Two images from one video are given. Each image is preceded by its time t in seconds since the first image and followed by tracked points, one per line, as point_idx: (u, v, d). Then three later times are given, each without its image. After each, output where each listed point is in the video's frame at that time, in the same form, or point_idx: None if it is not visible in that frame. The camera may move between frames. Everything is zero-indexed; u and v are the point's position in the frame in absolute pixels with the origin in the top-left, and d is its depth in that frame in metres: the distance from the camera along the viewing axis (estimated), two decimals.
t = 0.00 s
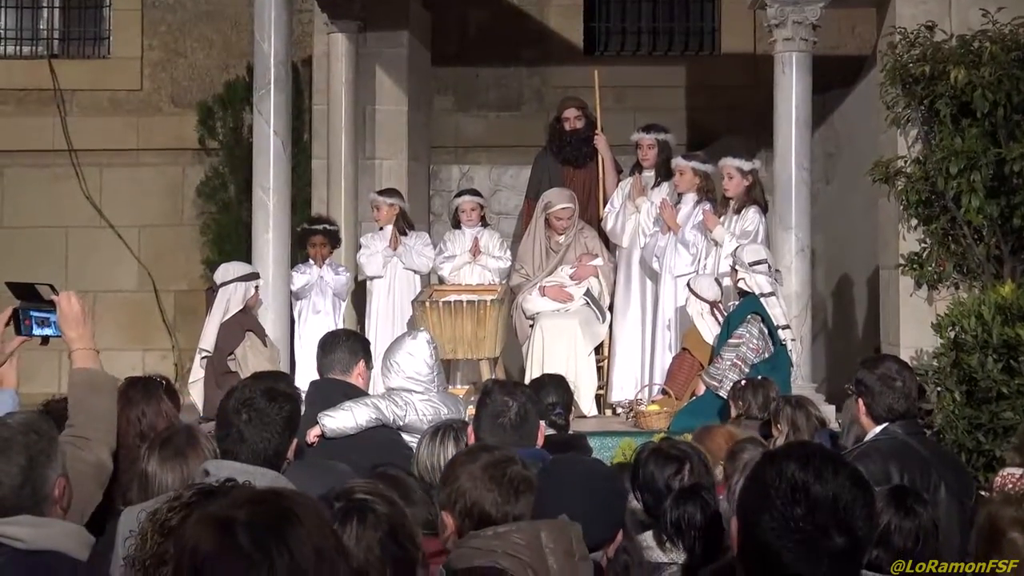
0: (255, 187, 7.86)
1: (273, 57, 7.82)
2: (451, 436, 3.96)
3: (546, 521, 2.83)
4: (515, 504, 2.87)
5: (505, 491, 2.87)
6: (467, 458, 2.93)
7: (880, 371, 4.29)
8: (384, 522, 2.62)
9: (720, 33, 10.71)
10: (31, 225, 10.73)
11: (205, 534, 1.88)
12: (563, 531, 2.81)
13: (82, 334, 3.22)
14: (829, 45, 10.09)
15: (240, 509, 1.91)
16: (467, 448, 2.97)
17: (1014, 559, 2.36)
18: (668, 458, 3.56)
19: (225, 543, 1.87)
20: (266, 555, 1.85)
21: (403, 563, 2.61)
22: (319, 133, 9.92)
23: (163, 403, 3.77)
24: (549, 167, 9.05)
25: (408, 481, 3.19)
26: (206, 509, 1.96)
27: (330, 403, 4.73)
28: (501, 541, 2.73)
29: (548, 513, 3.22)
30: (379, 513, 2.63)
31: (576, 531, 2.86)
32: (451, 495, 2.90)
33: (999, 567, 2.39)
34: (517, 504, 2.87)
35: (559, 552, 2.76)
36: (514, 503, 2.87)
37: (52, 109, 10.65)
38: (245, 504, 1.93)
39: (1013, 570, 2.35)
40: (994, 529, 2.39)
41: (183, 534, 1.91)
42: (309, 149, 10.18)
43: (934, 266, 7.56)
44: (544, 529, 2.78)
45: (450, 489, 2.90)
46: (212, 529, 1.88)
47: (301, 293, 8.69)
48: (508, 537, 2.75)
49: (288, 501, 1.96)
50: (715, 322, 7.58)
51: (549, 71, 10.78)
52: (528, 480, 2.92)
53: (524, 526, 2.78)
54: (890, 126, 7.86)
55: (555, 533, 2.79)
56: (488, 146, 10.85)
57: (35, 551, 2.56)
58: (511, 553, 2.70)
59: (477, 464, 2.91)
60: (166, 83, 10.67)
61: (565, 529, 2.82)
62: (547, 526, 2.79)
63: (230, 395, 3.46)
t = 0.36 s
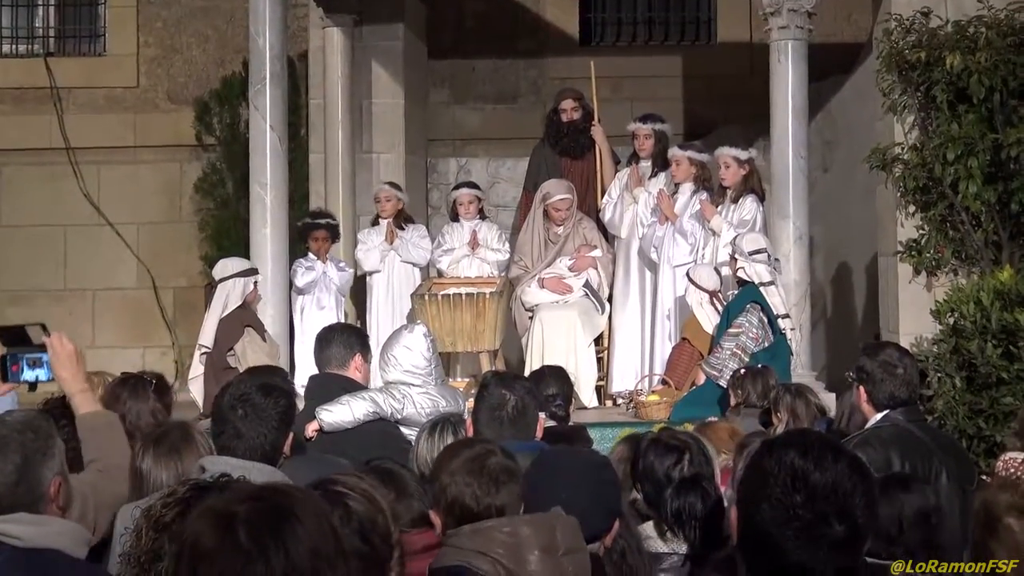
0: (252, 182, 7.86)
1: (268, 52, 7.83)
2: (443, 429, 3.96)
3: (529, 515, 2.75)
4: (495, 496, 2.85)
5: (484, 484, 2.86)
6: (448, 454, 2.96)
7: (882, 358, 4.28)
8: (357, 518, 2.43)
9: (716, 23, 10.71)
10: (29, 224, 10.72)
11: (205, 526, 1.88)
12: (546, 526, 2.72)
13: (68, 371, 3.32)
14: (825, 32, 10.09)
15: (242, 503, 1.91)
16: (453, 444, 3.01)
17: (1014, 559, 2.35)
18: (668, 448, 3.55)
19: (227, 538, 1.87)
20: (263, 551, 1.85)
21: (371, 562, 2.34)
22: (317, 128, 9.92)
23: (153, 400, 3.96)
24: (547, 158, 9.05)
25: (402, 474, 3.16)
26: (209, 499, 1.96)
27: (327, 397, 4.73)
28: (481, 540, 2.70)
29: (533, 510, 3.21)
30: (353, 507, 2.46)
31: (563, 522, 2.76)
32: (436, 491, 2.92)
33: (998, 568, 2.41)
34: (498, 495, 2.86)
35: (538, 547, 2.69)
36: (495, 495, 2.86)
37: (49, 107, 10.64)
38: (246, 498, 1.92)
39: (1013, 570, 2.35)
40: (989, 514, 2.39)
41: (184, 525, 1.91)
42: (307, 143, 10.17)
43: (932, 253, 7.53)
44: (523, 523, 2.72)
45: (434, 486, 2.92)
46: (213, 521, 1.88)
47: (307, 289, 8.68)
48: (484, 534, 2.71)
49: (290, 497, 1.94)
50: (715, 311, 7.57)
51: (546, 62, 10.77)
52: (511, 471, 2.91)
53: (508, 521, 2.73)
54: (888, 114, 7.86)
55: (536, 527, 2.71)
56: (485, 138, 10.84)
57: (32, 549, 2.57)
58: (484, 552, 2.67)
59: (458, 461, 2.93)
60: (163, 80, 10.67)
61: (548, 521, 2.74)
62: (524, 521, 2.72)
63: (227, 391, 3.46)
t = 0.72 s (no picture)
0: (252, 175, 7.85)
1: (269, 44, 7.82)
2: (441, 423, 3.97)
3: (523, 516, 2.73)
4: (496, 491, 2.85)
5: (485, 479, 2.86)
6: (451, 451, 2.96)
7: (883, 355, 4.28)
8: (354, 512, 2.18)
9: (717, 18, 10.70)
10: (27, 215, 10.71)
11: (223, 512, 1.81)
12: (539, 527, 2.69)
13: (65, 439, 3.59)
14: (826, 29, 10.07)
15: (263, 497, 1.82)
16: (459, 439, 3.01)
17: (1014, 559, 2.36)
18: (669, 445, 3.54)
19: (234, 533, 1.78)
20: (260, 548, 1.75)
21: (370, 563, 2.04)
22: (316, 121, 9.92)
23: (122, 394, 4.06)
24: (548, 153, 9.04)
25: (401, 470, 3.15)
26: (241, 488, 1.88)
27: (324, 391, 4.73)
28: (472, 537, 2.69)
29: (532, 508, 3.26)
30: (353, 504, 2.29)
31: (558, 523, 2.72)
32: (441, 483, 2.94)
33: (998, 568, 2.40)
34: (500, 491, 2.85)
35: (528, 550, 2.66)
36: (497, 490, 2.85)
37: (49, 98, 10.63)
38: (270, 493, 1.83)
39: (1013, 570, 2.36)
40: (987, 512, 2.39)
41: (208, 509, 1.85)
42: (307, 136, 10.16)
43: (932, 250, 7.55)
44: (515, 524, 2.70)
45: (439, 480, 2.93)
46: (231, 509, 1.81)
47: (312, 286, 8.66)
48: (476, 532, 2.70)
49: (309, 499, 1.82)
50: (715, 307, 7.56)
51: (546, 57, 10.76)
52: (515, 467, 2.91)
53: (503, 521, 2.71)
54: (888, 110, 7.86)
55: (530, 528, 2.69)
56: (486, 132, 10.83)
57: (28, 536, 2.63)
58: (473, 551, 2.65)
59: (461, 456, 2.93)
60: (163, 72, 10.66)
61: (541, 520, 2.71)
62: (514, 520, 2.70)
63: (224, 385, 3.46)
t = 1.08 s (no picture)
0: (251, 172, 7.85)
1: (268, 41, 7.81)
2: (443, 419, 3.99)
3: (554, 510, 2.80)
4: (525, 486, 2.83)
5: (516, 473, 2.84)
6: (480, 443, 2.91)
7: (883, 350, 4.28)
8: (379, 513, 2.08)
9: (716, 14, 10.70)
10: (27, 213, 10.71)
11: (247, 510, 1.82)
12: (572, 522, 2.78)
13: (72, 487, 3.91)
14: (826, 23, 10.06)
15: (286, 496, 1.83)
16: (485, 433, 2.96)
17: (1015, 559, 2.33)
18: (671, 440, 3.55)
19: (253, 535, 1.78)
20: (277, 548, 1.76)
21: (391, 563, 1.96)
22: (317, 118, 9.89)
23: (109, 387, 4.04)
24: (546, 149, 9.04)
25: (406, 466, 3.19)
26: (268, 485, 1.89)
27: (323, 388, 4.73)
28: (508, 530, 2.74)
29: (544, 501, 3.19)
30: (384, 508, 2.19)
31: (586, 519, 2.82)
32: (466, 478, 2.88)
33: (999, 568, 2.37)
34: (529, 486, 2.83)
35: (561, 544, 2.74)
36: (526, 485, 2.83)
37: (48, 95, 10.63)
38: (293, 493, 1.84)
39: (1013, 570, 2.32)
40: (985, 505, 2.40)
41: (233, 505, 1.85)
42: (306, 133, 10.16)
43: (932, 245, 7.54)
44: (548, 518, 2.77)
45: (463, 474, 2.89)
46: (255, 508, 1.81)
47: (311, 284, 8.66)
48: (510, 525, 2.75)
49: (333, 505, 1.81)
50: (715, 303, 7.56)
51: (546, 53, 10.75)
52: (543, 463, 2.88)
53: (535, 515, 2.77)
54: (888, 105, 7.85)
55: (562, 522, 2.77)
56: (485, 129, 10.83)
57: (27, 532, 2.65)
58: (508, 543, 2.72)
59: (491, 448, 2.89)
60: (162, 69, 10.65)
61: (572, 516, 2.80)
62: (549, 515, 2.77)
63: (220, 382, 3.45)
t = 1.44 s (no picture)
0: (251, 165, 7.84)
1: (268, 34, 7.80)
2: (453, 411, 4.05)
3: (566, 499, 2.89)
4: (540, 482, 2.84)
5: (531, 469, 2.84)
6: (491, 436, 2.88)
7: (880, 347, 4.27)
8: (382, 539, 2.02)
9: (718, 9, 10.68)
10: (26, 205, 10.70)
11: (237, 502, 1.82)
12: (587, 512, 2.88)
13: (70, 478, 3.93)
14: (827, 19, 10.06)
15: (275, 489, 1.83)
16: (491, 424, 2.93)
17: (1014, 559, 2.34)
18: (675, 435, 3.55)
19: (243, 526, 1.79)
20: (266, 541, 1.76)
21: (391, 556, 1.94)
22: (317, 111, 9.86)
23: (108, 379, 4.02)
24: (547, 144, 9.03)
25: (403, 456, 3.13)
26: (259, 478, 1.89)
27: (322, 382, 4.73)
28: (525, 519, 2.79)
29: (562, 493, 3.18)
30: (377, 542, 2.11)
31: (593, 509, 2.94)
32: (476, 473, 2.86)
33: (998, 567, 2.37)
34: (542, 481, 2.84)
35: (580, 531, 2.84)
36: (539, 481, 2.84)
37: (48, 87, 10.61)
38: (283, 485, 1.84)
39: (1013, 570, 2.33)
40: (984, 505, 2.39)
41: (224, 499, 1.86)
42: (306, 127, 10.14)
43: (932, 241, 7.54)
44: (565, 507, 2.85)
45: (474, 468, 2.86)
46: (244, 501, 1.82)
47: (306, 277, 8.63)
48: (528, 515, 2.79)
49: (325, 496, 1.81)
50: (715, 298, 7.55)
51: (547, 47, 10.74)
52: (554, 459, 2.89)
53: (548, 503, 2.83)
54: (889, 101, 7.85)
55: (577, 511, 2.86)
56: (486, 122, 10.81)
57: (22, 525, 2.65)
58: (533, 530, 2.78)
59: (502, 442, 2.86)
60: (162, 61, 10.64)
61: (585, 506, 2.90)
62: (567, 504, 2.86)
63: (218, 376, 3.44)
